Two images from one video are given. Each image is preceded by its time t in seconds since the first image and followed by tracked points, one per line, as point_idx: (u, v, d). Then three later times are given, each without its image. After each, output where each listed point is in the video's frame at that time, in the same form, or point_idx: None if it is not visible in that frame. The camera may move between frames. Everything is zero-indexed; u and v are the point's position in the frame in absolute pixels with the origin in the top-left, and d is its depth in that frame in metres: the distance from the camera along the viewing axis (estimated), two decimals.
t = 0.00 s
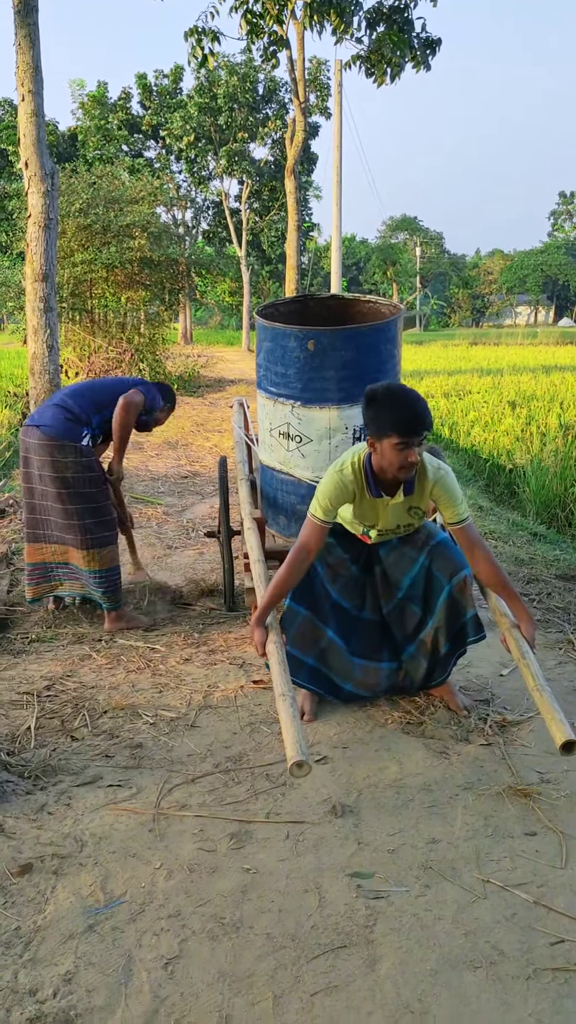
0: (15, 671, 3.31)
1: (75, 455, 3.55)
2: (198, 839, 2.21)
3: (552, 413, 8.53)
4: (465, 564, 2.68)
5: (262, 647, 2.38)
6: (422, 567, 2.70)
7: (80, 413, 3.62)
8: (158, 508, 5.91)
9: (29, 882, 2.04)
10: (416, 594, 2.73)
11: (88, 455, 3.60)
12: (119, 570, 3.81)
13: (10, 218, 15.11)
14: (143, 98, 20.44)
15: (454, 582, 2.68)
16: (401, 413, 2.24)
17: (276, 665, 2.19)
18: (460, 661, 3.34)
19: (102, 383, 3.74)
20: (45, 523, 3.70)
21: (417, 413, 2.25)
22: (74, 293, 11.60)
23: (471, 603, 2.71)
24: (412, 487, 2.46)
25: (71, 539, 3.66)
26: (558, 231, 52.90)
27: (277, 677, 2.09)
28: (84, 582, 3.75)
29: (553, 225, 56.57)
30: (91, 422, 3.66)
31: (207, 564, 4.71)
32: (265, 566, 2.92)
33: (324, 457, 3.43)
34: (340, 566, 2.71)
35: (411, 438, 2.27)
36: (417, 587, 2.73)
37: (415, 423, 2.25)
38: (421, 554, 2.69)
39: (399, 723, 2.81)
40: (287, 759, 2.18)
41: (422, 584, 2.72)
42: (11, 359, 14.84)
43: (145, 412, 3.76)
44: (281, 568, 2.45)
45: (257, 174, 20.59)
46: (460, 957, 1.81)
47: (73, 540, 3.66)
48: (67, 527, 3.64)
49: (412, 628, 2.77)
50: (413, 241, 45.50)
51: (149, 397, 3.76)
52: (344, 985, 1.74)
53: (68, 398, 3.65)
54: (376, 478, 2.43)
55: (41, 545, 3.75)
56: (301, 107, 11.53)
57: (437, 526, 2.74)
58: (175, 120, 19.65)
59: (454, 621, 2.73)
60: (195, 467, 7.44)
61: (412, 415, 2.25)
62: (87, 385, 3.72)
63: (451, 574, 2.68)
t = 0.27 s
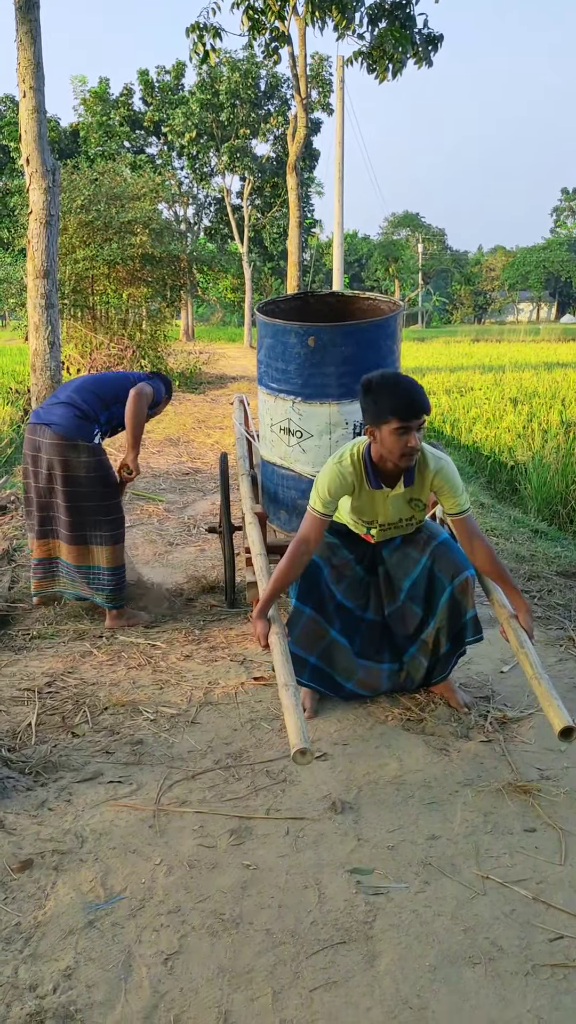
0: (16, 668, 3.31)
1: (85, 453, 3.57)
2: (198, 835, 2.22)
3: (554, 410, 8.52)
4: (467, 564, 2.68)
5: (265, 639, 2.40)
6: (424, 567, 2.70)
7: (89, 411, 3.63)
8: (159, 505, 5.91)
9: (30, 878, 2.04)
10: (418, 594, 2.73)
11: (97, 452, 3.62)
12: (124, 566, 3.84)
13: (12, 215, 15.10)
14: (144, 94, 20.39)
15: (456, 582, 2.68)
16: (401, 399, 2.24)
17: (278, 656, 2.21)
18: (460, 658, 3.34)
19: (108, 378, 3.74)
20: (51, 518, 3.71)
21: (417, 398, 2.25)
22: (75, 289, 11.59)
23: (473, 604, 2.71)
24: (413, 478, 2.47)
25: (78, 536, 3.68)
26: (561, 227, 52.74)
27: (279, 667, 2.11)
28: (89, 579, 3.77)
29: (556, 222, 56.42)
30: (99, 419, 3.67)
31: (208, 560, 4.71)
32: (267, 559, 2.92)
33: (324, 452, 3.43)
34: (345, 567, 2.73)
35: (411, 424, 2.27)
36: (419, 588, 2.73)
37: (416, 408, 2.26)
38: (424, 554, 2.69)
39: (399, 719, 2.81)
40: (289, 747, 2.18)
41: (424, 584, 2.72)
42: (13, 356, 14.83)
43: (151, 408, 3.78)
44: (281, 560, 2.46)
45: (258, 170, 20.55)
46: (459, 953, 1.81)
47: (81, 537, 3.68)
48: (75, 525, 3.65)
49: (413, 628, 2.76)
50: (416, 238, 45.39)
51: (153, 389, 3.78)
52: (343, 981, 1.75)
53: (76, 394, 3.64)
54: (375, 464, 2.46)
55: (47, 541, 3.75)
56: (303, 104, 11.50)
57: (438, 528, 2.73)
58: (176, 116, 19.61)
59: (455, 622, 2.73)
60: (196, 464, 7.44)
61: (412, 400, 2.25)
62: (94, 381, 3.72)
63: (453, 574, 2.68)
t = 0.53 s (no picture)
0: (19, 665, 3.31)
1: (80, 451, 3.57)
2: (202, 832, 2.22)
3: (555, 407, 8.51)
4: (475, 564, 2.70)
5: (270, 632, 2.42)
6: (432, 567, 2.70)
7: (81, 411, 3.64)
8: (161, 502, 5.91)
9: (34, 875, 2.05)
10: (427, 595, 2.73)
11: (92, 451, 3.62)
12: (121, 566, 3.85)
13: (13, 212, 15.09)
14: (145, 90, 20.35)
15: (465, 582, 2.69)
16: (411, 404, 2.25)
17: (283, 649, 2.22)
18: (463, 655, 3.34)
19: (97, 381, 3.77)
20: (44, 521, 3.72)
21: (427, 404, 2.27)
22: (76, 286, 11.59)
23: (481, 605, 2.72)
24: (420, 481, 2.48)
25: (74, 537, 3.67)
26: (562, 224, 52.65)
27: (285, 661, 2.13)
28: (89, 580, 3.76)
29: (557, 218, 56.32)
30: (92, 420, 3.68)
31: (210, 558, 4.71)
32: (271, 556, 2.92)
33: (327, 449, 3.43)
34: (352, 568, 2.73)
35: (419, 430, 2.29)
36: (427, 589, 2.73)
37: (425, 415, 2.27)
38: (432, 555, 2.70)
39: (402, 717, 2.81)
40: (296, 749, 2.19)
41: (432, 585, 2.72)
42: (14, 352, 14.84)
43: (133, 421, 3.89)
44: (285, 560, 2.50)
45: (259, 167, 20.51)
46: (463, 950, 1.81)
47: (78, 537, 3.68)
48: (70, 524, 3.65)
49: (421, 629, 2.75)
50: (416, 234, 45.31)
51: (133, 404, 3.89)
52: (347, 978, 1.75)
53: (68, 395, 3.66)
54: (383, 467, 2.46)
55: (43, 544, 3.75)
56: (304, 100, 11.47)
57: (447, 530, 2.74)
58: (177, 113, 19.57)
59: (463, 621, 2.74)
60: (198, 461, 7.44)
61: (422, 406, 2.27)
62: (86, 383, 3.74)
63: (462, 574, 2.69)
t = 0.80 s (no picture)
0: (25, 663, 3.31)
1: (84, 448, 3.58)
2: (210, 831, 2.22)
3: (557, 404, 8.51)
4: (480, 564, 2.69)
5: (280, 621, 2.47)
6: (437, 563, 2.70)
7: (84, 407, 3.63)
8: (163, 500, 5.91)
9: (43, 874, 2.05)
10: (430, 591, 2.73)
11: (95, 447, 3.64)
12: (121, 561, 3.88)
13: (14, 209, 15.06)
14: (145, 87, 20.31)
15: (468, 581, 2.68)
16: (416, 384, 2.25)
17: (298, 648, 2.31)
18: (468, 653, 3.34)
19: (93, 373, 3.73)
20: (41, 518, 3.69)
21: (431, 384, 2.27)
22: (77, 283, 11.58)
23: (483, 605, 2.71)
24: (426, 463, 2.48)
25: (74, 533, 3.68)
26: (562, 221, 52.61)
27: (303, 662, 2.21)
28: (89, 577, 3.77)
29: (556, 215, 56.27)
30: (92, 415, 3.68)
31: (213, 556, 4.71)
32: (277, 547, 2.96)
33: (331, 441, 3.43)
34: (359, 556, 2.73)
35: (425, 411, 2.29)
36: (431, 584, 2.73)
37: (430, 397, 2.27)
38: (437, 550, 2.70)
39: (409, 715, 2.81)
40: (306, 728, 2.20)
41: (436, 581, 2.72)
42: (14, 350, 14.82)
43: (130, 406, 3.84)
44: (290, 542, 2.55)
45: (259, 164, 20.49)
46: (473, 950, 1.81)
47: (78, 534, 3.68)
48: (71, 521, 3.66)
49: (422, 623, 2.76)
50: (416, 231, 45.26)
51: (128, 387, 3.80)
52: (358, 977, 1.75)
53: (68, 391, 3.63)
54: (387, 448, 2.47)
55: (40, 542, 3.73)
56: (305, 97, 11.46)
57: (453, 523, 2.73)
58: (177, 110, 19.54)
59: (464, 621, 2.73)
60: (200, 458, 7.44)
61: (427, 387, 2.26)
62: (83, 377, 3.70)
63: (465, 573, 2.68)
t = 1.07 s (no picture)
0: (29, 662, 3.31)
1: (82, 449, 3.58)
2: (219, 829, 2.22)
3: (555, 403, 8.52)
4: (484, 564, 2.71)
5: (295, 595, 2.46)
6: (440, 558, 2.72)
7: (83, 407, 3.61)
8: (164, 498, 5.91)
9: (54, 873, 2.05)
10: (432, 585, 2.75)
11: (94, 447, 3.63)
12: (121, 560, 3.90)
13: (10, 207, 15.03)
14: (141, 84, 20.26)
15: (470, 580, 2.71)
16: (421, 331, 2.27)
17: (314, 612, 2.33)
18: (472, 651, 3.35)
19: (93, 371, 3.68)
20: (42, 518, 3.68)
21: (438, 331, 2.28)
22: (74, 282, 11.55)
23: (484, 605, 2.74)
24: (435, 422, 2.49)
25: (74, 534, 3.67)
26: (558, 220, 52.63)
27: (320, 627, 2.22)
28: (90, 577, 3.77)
29: (552, 214, 56.29)
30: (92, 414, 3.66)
31: (216, 554, 4.71)
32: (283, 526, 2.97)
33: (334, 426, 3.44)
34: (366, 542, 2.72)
35: (431, 358, 2.30)
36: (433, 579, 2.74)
37: (437, 344, 2.28)
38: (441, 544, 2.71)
39: (415, 713, 2.82)
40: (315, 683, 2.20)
41: (439, 576, 2.74)
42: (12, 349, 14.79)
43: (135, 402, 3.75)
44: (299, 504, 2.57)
45: (256, 162, 20.46)
46: (485, 947, 1.82)
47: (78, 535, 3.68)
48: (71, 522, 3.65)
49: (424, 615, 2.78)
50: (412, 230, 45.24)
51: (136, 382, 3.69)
52: (370, 975, 1.76)
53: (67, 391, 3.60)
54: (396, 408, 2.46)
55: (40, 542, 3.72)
56: (303, 95, 11.44)
57: (461, 516, 2.73)
58: (174, 108, 19.50)
59: (464, 618, 2.76)
60: (200, 457, 7.43)
61: (432, 334, 2.28)
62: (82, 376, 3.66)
63: (467, 572, 2.71)
